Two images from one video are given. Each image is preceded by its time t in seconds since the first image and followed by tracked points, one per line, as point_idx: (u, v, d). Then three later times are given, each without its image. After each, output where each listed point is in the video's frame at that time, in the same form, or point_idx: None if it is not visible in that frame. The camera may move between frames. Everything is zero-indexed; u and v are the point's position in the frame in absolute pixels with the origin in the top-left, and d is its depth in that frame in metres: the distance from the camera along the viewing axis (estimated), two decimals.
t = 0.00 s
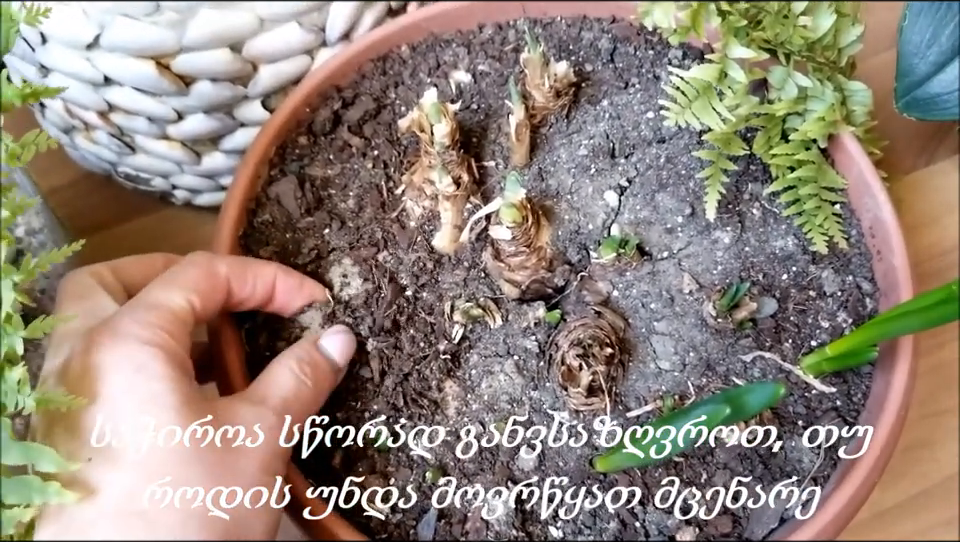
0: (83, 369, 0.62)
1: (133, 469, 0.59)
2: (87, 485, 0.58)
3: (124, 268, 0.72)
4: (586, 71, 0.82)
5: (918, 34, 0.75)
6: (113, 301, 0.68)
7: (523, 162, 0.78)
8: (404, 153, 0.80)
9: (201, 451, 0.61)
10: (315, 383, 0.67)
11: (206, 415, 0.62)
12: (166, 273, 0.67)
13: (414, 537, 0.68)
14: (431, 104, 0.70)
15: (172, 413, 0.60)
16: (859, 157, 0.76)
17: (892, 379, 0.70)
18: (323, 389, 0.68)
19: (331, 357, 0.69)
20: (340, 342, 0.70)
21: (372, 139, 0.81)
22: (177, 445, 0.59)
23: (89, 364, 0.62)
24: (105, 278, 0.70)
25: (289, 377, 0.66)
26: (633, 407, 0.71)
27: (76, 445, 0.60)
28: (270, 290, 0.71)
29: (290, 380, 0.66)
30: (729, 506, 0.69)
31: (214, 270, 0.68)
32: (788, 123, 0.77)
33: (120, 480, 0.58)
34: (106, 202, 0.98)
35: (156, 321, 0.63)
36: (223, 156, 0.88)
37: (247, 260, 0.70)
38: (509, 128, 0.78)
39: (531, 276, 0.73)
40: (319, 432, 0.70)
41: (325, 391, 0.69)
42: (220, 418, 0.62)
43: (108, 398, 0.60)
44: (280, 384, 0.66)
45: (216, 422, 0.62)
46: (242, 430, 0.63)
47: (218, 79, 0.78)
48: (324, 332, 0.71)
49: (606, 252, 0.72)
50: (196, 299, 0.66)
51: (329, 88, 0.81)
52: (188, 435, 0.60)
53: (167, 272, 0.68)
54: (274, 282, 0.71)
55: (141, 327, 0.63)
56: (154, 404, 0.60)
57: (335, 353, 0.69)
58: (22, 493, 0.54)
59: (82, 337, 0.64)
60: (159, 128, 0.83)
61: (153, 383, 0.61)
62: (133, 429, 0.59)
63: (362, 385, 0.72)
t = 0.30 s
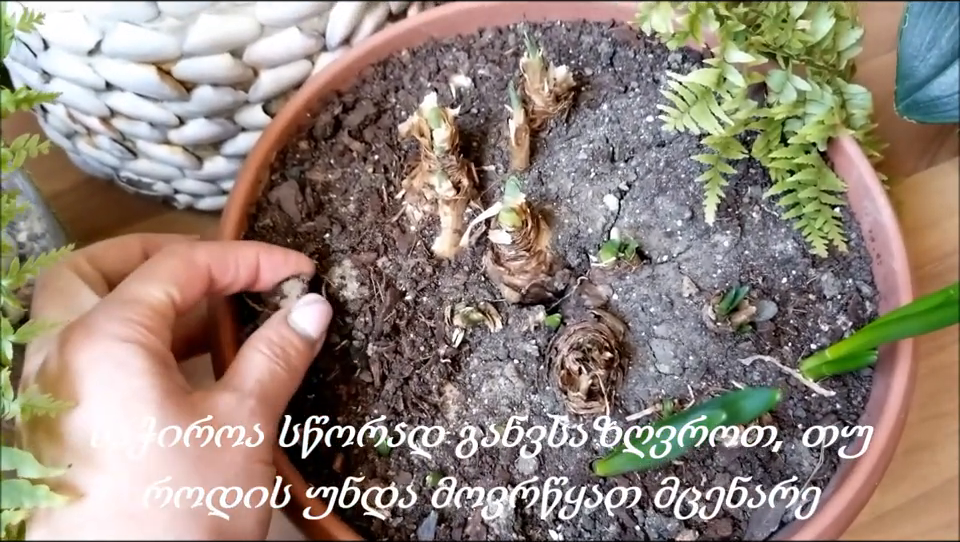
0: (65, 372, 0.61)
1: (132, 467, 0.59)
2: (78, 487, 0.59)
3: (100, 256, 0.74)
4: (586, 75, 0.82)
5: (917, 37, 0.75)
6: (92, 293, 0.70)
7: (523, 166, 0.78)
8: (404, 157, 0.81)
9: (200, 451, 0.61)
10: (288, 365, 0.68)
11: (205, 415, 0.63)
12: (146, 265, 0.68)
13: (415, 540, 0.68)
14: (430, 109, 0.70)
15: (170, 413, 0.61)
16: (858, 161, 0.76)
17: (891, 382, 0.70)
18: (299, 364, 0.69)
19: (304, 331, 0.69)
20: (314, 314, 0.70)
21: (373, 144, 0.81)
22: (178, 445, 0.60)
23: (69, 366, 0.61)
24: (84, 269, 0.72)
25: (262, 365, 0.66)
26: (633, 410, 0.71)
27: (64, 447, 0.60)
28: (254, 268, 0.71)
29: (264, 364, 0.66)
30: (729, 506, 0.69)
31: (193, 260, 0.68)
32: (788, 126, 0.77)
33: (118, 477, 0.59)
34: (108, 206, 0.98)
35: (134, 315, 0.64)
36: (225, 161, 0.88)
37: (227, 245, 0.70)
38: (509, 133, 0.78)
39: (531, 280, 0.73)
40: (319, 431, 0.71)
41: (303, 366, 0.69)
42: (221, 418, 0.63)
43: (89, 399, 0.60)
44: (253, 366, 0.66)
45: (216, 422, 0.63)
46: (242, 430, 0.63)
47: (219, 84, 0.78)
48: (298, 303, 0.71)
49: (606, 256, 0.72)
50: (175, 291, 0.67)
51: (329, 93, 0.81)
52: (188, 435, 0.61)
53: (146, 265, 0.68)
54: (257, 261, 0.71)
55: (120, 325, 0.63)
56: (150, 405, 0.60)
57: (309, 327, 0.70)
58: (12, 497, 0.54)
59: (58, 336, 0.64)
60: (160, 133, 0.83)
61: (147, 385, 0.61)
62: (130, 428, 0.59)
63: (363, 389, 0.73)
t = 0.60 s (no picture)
0: (44, 372, 0.61)
1: (124, 468, 0.59)
2: (65, 489, 0.58)
3: (90, 255, 0.73)
4: (585, 76, 0.82)
5: (919, 36, 0.74)
6: (77, 291, 0.68)
7: (521, 168, 0.78)
8: (401, 159, 0.81)
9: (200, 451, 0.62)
10: (271, 363, 0.67)
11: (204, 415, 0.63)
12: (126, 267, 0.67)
13: None
14: (427, 111, 0.69)
15: (170, 414, 0.61)
16: (859, 161, 0.75)
17: (891, 383, 0.69)
18: (284, 363, 0.68)
19: (293, 331, 0.69)
20: (303, 313, 0.70)
21: (370, 146, 0.81)
22: (177, 445, 0.61)
23: (45, 368, 0.61)
24: (70, 266, 0.71)
25: (245, 362, 0.66)
26: (630, 413, 0.71)
27: (47, 447, 0.59)
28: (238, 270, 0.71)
29: (250, 360, 0.66)
30: (729, 507, 0.69)
31: (172, 267, 0.68)
32: (788, 127, 0.76)
33: (109, 477, 0.59)
34: (107, 209, 0.98)
35: (116, 318, 0.63)
36: (222, 163, 0.88)
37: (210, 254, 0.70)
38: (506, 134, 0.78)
39: (528, 283, 0.73)
40: (320, 431, 0.71)
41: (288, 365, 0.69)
42: (220, 417, 0.63)
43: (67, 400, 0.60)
44: (239, 362, 0.66)
45: (216, 422, 0.63)
46: (242, 429, 0.64)
47: (215, 86, 0.78)
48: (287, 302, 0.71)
49: (603, 259, 0.72)
50: (156, 293, 0.66)
51: (326, 95, 0.81)
52: (188, 435, 0.62)
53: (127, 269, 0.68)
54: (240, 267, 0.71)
55: (95, 326, 0.62)
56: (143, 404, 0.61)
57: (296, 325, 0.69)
58: None
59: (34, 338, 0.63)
60: (157, 135, 0.83)
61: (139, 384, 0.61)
62: (122, 426, 0.59)
63: (360, 393, 0.73)
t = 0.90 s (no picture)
0: (40, 374, 0.61)
1: (122, 467, 0.60)
2: (62, 490, 0.59)
3: (98, 255, 0.73)
4: (578, 78, 0.82)
5: (916, 36, 0.73)
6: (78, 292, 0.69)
7: (513, 171, 0.78)
8: (394, 163, 0.81)
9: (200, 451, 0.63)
10: (245, 350, 0.67)
11: (204, 415, 0.64)
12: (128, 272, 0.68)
13: None
14: (417, 115, 0.70)
15: (170, 414, 0.62)
16: (853, 163, 0.75)
17: (885, 385, 0.69)
18: (256, 344, 0.68)
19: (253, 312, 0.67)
20: (261, 293, 0.66)
21: (363, 150, 0.81)
22: (177, 444, 0.62)
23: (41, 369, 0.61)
24: (75, 267, 0.71)
25: (219, 356, 0.65)
26: (622, 417, 0.71)
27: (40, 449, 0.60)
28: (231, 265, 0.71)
29: (226, 355, 0.65)
30: (729, 506, 0.69)
31: (177, 275, 0.69)
32: (781, 129, 0.76)
33: (108, 476, 0.60)
34: (107, 213, 0.99)
35: (109, 321, 0.64)
36: (218, 168, 0.89)
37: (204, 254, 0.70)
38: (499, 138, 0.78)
39: (520, 286, 0.73)
40: (320, 431, 0.71)
41: (260, 342, 0.68)
42: (221, 418, 0.64)
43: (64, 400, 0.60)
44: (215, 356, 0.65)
45: (216, 422, 0.64)
46: (241, 429, 0.65)
47: (209, 91, 0.78)
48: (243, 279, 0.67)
49: (594, 263, 0.72)
50: (159, 303, 0.67)
51: (320, 99, 0.81)
52: (188, 435, 0.63)
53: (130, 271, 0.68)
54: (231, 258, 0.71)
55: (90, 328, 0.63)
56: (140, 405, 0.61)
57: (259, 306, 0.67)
58: None
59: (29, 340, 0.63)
60: (153, 140, 0.84)
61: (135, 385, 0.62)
62: (121, 427, 0.60)
63: (352, 397, 0.73)
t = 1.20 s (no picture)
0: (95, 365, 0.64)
1: (131, 465, 0.60)
2: (96, 483, 0.61)
3: (139, 238, 0.78)
4: (575, 78, 0.82)
5: (915, 34, 0.72)
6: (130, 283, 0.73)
7: (510, 171, 0.78)
8: (392, 164, 0.81)
9: (201, 451, 0.61)
10: (328, 378, 0.69)
11: (205, 415, 0.62)
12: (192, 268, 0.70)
13: None
14: (414, 116, 0.70)
15: (173, 413, 0.61)
16: (850, 161, 0.74)
17: (883, 383, 0.69)
18: (339, 378, 0.70)
19: (351, 348, 0.71)
20: (363, 334, 0.71)
21: (361, 150, 0.81)
22: (177, 445, 0.61)
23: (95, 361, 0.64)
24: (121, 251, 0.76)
25: (303, 375, 0.68)
26: (619, 416, 0.71)
27: (83, 441, 0.63)
28: (295, 270, 0.73)
29: (306, 375, 0.68)
30: (729, 506, 0.68)
31: (241, 273, 0.70)
32: (778, 128, 0.76)
33: (122, 474, 0.60)
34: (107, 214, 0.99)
35: (173, 316, 0.66)
36: (216, 169, 0.89)
37: (270, 259, 0.71)
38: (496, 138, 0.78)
39: (517, 286, 0.73)
40: (320, 431, 0.70)
41: (343, 380, 0.71)
42: (221, 418, 0.63)
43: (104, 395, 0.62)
44: (296, 375, 0.68)
45: (216, 422, 0.63)
46: (241, 430, 0.64)
47: (207, 93, 0.78)
48: (347, 319, 0.72)
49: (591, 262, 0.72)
50: (219, 302, 0.69)
51: (318, 100, 0.82)
52: (188, 435, 0.61)
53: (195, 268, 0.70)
54: (295, 262, 0.72)
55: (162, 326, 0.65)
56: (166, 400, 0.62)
57: (356, 346, 0.71)
58: (26, 503, 0.57)
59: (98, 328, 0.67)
60: (152, 142, 0.84)
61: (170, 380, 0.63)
62: (133, 426, 0.61)
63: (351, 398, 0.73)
